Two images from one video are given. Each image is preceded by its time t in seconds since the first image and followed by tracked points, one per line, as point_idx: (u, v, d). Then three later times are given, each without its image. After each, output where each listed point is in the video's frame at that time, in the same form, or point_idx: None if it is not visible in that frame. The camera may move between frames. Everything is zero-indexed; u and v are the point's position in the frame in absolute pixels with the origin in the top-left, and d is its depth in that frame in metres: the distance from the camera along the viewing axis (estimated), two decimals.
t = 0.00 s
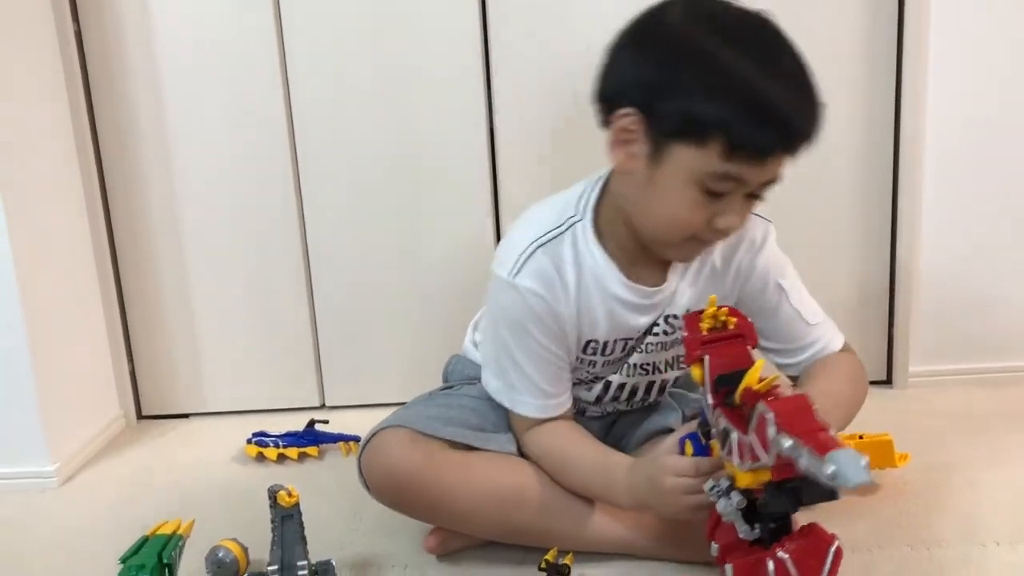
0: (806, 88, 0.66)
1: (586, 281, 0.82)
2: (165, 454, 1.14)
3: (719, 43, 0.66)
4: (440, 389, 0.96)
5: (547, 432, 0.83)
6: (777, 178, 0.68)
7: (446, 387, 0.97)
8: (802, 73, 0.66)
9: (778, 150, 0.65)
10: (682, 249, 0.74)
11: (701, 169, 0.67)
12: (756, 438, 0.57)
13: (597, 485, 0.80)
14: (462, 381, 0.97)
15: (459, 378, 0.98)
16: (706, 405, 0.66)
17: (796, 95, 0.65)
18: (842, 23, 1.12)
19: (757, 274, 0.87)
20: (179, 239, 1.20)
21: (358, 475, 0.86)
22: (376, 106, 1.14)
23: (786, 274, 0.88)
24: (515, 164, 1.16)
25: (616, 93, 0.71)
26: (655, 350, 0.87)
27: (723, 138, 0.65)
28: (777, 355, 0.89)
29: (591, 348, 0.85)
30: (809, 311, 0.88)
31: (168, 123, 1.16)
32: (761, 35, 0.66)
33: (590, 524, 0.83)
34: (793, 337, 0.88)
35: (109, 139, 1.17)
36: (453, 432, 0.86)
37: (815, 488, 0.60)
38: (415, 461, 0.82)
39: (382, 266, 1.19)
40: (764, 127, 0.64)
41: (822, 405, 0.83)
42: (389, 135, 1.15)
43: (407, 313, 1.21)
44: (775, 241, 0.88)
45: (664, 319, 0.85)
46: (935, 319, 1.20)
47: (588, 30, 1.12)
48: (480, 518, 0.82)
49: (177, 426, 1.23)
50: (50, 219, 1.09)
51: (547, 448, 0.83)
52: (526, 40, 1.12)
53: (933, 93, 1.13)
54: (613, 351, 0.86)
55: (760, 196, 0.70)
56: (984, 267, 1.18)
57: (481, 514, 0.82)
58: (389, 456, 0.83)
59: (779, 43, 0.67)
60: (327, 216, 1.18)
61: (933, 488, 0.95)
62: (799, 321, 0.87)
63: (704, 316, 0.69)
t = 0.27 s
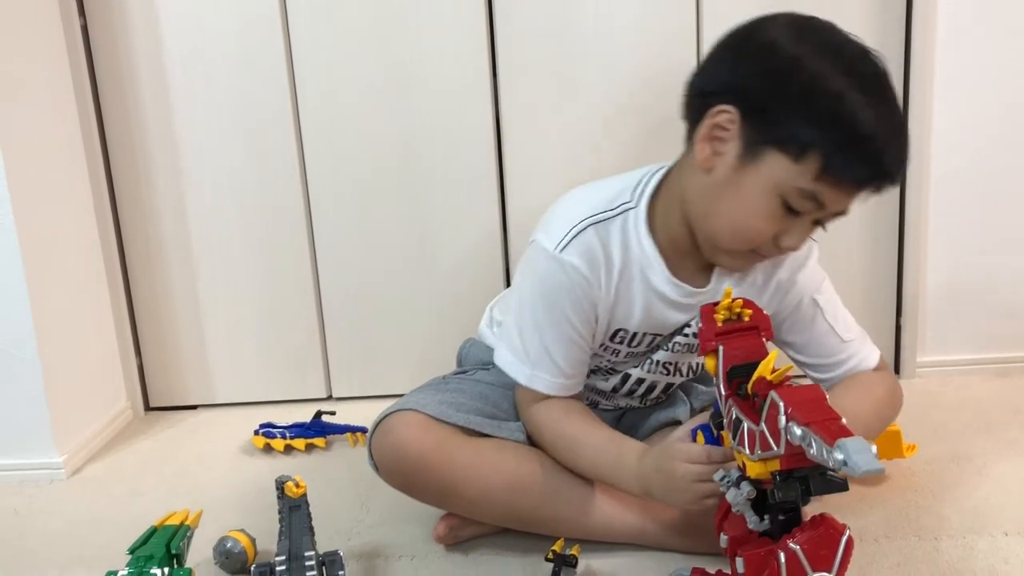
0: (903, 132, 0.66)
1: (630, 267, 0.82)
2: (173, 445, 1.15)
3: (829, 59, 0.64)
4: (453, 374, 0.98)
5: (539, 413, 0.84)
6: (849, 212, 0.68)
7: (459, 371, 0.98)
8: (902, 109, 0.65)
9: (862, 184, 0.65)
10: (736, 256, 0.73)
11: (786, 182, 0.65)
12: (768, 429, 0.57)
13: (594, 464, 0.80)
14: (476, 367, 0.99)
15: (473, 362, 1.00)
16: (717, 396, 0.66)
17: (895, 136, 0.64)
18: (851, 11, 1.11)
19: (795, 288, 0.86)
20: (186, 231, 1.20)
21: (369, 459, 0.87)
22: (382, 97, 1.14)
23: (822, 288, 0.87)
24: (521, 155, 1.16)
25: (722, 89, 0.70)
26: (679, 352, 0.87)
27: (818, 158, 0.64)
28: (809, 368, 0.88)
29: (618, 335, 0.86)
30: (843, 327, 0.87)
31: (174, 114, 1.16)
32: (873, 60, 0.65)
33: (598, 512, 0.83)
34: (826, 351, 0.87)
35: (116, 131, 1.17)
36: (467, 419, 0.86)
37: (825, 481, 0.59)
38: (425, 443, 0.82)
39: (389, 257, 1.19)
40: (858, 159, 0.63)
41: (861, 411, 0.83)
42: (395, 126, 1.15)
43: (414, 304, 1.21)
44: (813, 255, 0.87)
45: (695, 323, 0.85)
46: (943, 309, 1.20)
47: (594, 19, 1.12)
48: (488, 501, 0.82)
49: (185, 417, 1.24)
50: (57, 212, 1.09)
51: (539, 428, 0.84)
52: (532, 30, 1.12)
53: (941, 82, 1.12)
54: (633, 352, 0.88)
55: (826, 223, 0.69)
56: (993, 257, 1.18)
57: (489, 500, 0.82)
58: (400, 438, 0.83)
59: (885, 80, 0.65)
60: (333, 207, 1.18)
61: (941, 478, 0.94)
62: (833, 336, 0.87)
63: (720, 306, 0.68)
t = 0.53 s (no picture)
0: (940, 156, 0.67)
1: (654, 240, 0.82)
2: (179, 439, 1.15)
3: (879, 70, 0.65)
4: (461, 365, 0.99)
5: (499, 321, 0.75)
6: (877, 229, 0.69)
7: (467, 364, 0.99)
8: (943, 131, 0.67)
9: (894, 199, 0.66)
10: (757, 259, 0.74)
11: (821, 185, 0.66)
12: (777, 419, 0.57)
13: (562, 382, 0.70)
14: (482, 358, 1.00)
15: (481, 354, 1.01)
16: (723, 390, 0.66)
17: (932, 157, 0.65)
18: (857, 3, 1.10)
19: (809, 294, 0.86)
20: (191, 225, 1.20)
21: (375, 449, 0.87)
22: (387, 90, 1.14)
23: (836, 294, 0.88)
24: (526, 148, 1.16)
25: (768, 88, 0.71)
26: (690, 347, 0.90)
27: (856, 165, 0.65)
28: (820, 373, 0.90)
29: (627, 308, 0.86)
30: (856, 332, 0.89)
31: (179, 109, 1.16)
32: (922, 78, 0.66)
33: (604, 504, 0.84)
34: (837, 357, 0.89)
35: (121, 126, 1.17)
36: (475, 410, 0.87)
37: (834, 471, 0.59)
38: (431, 435, 0.82)
39: (394, 251, 1.19)
40: (893, 172, 0.65)
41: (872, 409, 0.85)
42: (400, 120, 1.15)
43: (419, 298, 1.21)
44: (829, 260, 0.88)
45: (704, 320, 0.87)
46: (949, 302, 1.19)
47: (598, 11, 1.11)
48: (495, 492, 0.82)
49: (191, 411, 1.24)
50: (63, 207, 1.09)
51: (491, 347, 0.75)
52: (536, 22, 1.12)
53: (948, 74, 1.12)
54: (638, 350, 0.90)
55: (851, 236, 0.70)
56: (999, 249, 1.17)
57: (495, 492, 0.82)
58: (405, 430, 0.83)
59: (929, 100, 0.66)
60: (339, 201, 1.18)
61: (947, 470, 0.94)
62: (845, 342, 0.88)
63: (728, 301, 0.68)
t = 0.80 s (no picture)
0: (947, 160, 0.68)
1: (667, 234, 0.82)
2: (181, 435, 1.15)
3: (890, 72, 0.65)
4: (461, 361, 0.99)
5: (489, 239, 0.70)
6: (881, 231, 0.69)
7: (468, 359, 0.99)
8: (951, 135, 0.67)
9: (899, 201, 0.66)
10: (762, 258, 0.73)
11: (828, 184, 0.66)
12: (785, 413, 0.57)
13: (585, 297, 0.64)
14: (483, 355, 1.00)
15: (483, 349, 1.01)
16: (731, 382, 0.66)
17: (939, 162, 0.66)
18: None
19: (814, 294, 0.86)
20: (192, 220, 1.20)
21: (376, 446, 0.87)
22: (388, 84, 1.14)
23: (839, 291, 0.87)
24: (527, 142, 1.15)
25: (779, 85, 0.71)
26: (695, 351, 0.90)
27: (864, 165, 0.65)
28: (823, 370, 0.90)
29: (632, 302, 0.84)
30: (859, 329, 0.88)
31: (179, 103, 1.16)
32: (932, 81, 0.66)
33: (607, 500, 0.84)
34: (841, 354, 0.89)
35: (121, 121, 1.17)
36: (475, 406, 0.85)
37: (842, 464, 0.59)
38: (433, 433, 0.82)
39: (395, 246, 1.19)
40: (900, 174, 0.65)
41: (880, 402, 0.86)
42: (401, 115, 1.15)
43: (421, 293, 1.21)
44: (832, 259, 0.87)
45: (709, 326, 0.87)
46: (952, 296, 1.19)
47: (600, 4, 1.11)
48: (497, 490, 0.82)
49: (193, 407, 1.24)
50: (64, 203, 1.09)
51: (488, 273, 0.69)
52: (538, 16, 1.11)
53: (952, 68, 1.11)
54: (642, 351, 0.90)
55: (855, 237, 0.70)
56: (1002, 243, 1.17)
57: (499, 489, 0.82)
58: (408, 428, 0.83)
59: (938, 104, 0.66)
60: (340, 196, 1.18)
61: (951, 465, 0.94)
62: (849, 340, 0.88)
63: (733, 295, 0.67)
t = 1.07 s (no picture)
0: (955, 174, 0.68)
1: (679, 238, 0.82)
2: (182, 432, 1.15)
3: (905, 83, 0.65)
4: (463, 358, 0.99)
5: (519, 211, 0.72)
6: (886, 241, 0.69)
7: (469, 357, 0.99)
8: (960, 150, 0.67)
9: (905, 214, 0.67)
10: (766, 263, 0.73)
11: (837, 193, 0.66)
12: (784, 407, 0.57)
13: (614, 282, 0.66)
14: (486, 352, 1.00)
15: (484, 347, 1.01)
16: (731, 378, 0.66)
17: (947, 176, 0.66)
18: None
19: (816, 298, 0.86)
20: (193, 218, 1.20)
21: (377, 444, 0.87)
22: (388, 81, 1.14)
23: (840, 296, 0.88)
24: (528, 140, 1.15)
25: (790, 89, 0.71)
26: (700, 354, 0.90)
27: (875, 176, 0.65)
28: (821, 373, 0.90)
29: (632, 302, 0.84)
30: (859, 334, 0.89)
31: (179, 101, 1.15)
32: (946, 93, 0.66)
33: (607, 496, 0.84)
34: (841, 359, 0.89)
35: (121, 119, 1.17)
36: (476, 403, 0.86)
37: (842, 460, 0.59)
38: (433, 430, 0.82)
39: (395, 242, 1.19)
40: (909, 187, 0.65)
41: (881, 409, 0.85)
42: (401, 111, 1.14)
43: (421, 289, 1.21)
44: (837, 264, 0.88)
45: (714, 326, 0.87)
46: (953, 292, 1.19)
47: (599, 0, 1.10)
48: (497, 486, 0.82)
49: (194, 404, 1.24)
50: (64, 201, 1.09)
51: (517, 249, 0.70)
52: (537, 12, 1.11)
53: (953, 64, 1.11)
54: (645, 356, 0.90)
55: (858, 245, 0.70)
56: (1003, 239, 1.17)
57: (498, 486, 0.82)
58: (408, 424, 0.83)
59: (950, 117, 0.66)
60: (340, 193, 1.18)
61: (952, 461, 0.94)
62: (849, 344, 0.88)
63: (732, 292, 0.67)
